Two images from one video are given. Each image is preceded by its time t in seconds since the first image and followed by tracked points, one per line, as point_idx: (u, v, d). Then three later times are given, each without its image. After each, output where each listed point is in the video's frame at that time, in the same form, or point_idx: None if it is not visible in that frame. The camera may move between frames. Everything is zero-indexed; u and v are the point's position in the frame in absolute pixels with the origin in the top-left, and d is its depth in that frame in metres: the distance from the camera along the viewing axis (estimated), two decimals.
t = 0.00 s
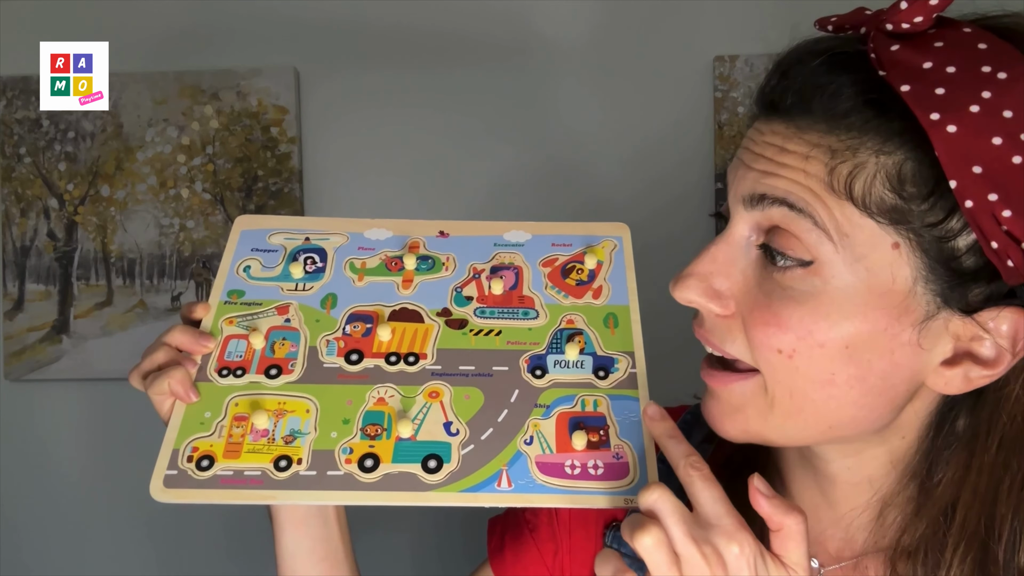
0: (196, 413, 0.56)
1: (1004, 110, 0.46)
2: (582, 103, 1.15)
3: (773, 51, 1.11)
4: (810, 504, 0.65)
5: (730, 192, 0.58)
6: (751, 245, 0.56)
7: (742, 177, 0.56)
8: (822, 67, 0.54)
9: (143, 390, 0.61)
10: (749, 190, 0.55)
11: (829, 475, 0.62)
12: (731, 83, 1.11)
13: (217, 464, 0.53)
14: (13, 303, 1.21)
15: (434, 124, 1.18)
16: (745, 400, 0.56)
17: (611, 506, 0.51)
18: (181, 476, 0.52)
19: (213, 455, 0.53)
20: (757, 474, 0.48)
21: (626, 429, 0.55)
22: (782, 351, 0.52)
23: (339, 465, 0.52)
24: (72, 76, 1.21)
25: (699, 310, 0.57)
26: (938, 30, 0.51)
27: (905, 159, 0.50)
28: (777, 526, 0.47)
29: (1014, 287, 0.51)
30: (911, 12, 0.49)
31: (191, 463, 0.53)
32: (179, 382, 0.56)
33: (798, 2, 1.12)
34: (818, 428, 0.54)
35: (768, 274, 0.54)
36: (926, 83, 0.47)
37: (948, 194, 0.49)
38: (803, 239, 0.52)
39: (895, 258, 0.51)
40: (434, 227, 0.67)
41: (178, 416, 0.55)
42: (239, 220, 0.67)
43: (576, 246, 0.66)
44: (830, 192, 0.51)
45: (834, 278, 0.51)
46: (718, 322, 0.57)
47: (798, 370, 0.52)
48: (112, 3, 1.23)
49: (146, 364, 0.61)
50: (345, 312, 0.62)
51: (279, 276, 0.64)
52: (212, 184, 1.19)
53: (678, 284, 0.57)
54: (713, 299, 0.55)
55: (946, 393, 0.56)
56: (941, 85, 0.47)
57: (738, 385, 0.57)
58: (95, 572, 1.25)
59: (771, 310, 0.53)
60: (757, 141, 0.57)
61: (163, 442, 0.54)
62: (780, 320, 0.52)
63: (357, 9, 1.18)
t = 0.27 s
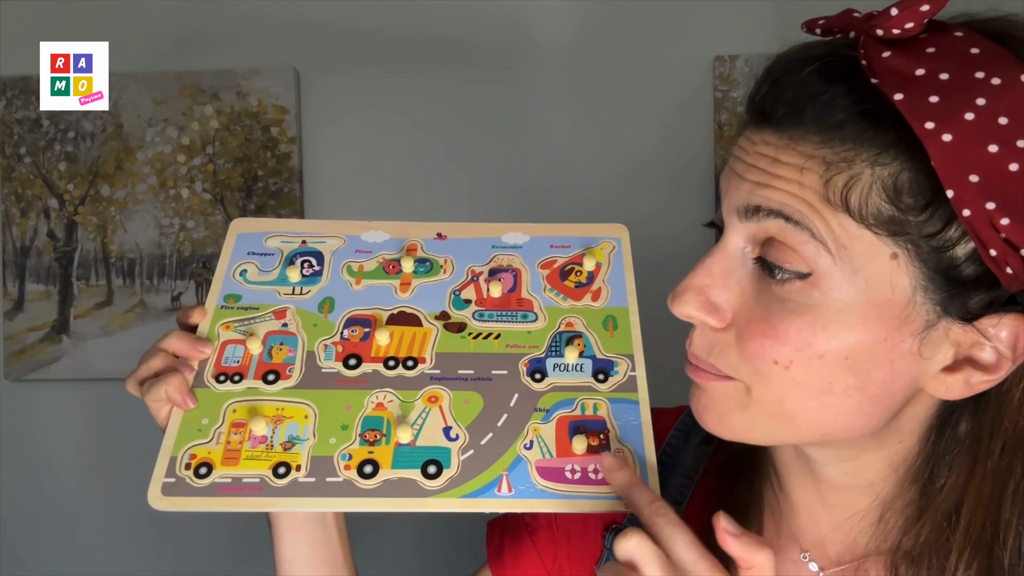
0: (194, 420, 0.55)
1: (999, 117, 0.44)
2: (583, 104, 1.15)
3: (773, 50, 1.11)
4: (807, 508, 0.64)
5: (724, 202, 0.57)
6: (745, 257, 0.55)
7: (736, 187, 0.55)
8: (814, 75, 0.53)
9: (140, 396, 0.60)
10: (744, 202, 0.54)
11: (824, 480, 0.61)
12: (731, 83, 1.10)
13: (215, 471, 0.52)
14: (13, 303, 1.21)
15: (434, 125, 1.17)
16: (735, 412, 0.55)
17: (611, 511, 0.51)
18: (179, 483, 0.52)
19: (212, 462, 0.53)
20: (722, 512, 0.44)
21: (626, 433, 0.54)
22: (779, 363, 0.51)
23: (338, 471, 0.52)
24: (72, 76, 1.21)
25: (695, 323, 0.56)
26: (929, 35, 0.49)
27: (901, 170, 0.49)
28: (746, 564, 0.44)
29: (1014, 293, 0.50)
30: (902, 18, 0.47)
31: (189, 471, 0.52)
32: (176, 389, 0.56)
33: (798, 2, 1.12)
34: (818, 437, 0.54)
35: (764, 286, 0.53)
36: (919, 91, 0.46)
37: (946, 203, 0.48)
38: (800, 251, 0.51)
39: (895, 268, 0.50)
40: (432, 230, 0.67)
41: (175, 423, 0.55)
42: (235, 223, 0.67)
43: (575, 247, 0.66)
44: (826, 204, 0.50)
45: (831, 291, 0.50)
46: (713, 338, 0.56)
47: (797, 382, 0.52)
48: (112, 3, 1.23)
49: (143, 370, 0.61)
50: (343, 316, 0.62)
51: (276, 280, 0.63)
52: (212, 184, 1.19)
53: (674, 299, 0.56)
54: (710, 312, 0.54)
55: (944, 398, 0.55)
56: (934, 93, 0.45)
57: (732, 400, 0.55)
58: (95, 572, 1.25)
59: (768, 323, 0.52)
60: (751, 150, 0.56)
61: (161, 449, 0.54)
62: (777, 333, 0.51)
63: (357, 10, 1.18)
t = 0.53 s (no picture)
0: (193, 422, 0.55)
1: None
2: (583, 104, 1.15)
3: (773, 50, 1.11)
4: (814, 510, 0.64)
5: (790, 187, 0.55)
6: (826, 240, 0.53)
7: (814, 167, 0.53)
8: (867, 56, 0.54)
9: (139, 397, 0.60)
10: (835, 178, 0.52)
11: (832, 481, 0.61)
12: (731, 83, 1.10)
13: (213, 474, 0.53)
14: (13, 303, 1.21)
15: (434, 125, 1.17)
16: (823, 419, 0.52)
17: (606, 516, 0.51)
18: (178, 485, 0.52)
19: (210, 464, 0.53)
20: (606, 535, 0.49)
21: (627, 439, 0.54)
22: (896, 351, 0.50)
23: (336, 475, 0.53)
24: (71, 76, 1.21)
25: (776, 327, 0.52)
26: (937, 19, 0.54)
27: (987, 133, 0.52)
28: None
29: None
30: None
31: (187, 473, 0.53)
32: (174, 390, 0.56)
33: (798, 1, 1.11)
34: (904, 429, 0.53)
35: (865, 267, 0.52)
36: (980, 61, 0.50)
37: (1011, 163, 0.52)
38: (911, 222, 0.50)
39: (988, 230, 0.52)
40: (432, 231, 0.67)
41: (174, 424, 0.55)
42: (236, 223, 0.67)
43: (576, 250, 0.66)
44: (934, 171, 0.51)
45: (941, 261, 0.50)
46: (799, 340, 0.52)
47: (904, 367, 0.50)
48: (112, 4, 1.23)
49: (142, 371, 0.61)
50: (342, 318, 0.62)
51: (276, 281, 0.63)
52: (212, 184, 1.18)
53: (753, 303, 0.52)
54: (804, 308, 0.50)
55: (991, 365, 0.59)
56: (992, 62, 0.50)
57: (813, 411, 0.52)
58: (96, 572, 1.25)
59: (878, 305, 0.50)
60: (814, 131, 0.55)
61: (159, 450, 0.54)
62: (894, 313, 0.50)
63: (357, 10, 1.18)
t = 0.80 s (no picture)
0: (196, 427, 0.56)
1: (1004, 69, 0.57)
2: (583, 105, 1.15)
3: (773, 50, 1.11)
4: (821, 517, 0.64)
5: (816, 181, 0.56)
6: (860, 228, 0.55)
7: (839, 160, 0.55)
8: (868, 46, 0.57)
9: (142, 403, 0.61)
10: (863, 167, 0.54)
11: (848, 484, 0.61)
12: (731, 83, 1.10)
13: (216, 478, 0.53)
14: (13, 303, 1.21)
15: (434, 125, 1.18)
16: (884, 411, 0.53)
17: (607, 515, 0.51)
18: (181, 490, 0.52)
19: (213, 469, 0.53)
20: (492, 501, 0.43)
21: (624, 438, 0.55)
22: (948, 328, 0.51)
23: (338, 477, 0.53)
24: (71, 76, 1.21)
25: (825, 323, 0.53)
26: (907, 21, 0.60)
27: (984, 112, 0.55)
28: (517, 557, 0.44)
29: None
30: None
31: (191, 478, 0.53)
32: (177, 395, 0.56)
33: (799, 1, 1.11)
34: (954, 412, 0.54)
35: (899, 248, 0.54)
36: (959, 49, 0.56)
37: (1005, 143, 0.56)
38: (940, 201, 0.53)
39: (996, 202, 0.56)
40: (431, 233, 0.67)
41: (177, 431, 0.55)
42: (236, 230, 0.67)
43: (573, 250, 0.66)
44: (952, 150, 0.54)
45: (968, 235, 0.54)
46: (851, 331, 0.52)
47: (958, 346, 0.52)
48: (113, 4, 1.23)
49: (145, 378, 0.61)
50: (342, 322, 0.62)
51: (276, 286, 0.64)
52: (212, 184, 1.19)
53: (805, 298, 0.53)
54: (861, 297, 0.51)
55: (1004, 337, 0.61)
56: (968, 50, 0.56)
57: (868, 410, 0.53)
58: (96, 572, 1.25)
59: (927, 283, 0.52)
60: (830, 124, 0.57)
61: (163, 457, 0.54)
62: (941, 290, 0.52)
63: (358, 10, 1.18)
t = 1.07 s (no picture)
0: (206, 425, 0.56)
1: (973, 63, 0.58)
2: (582, 105, 1.16)
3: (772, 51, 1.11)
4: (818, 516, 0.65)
5: (799, 176, 0.57)
6: (846, 220, 0.56)
7: (820, 154, 0.57)
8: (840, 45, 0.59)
9: (153, 403, 0.61)
10: (844, 161, 0.55)
11: (846, 480, 0.62)
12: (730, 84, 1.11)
13: (227, 475, 0.53)
14: (13, 303, 1.22)
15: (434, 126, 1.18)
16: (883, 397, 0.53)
17: (611, 510, 0.52)
18: (193, 488, 0.52)
19: (224, 466, 0.54)
20: (386, 491, 0.47)
21: (628, 435, 0.55)
22: (939, 312, 0.51)
23: (347, 474, 0.53)
24: (72, 76, 1.22)
25: (817, 314, 0.53)
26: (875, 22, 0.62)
27: (957, 102, 0.57)
28: (410, 542, 0.47)
29: None
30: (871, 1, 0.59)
31: (202, 475, 0.53)
32: (187, 395, 0.56)
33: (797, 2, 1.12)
34: (948, 398, 0.54)
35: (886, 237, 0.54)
36: (929, 46, 0.57)
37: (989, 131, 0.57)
38: (923, 189, 0.54)
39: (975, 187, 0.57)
40: (434, 236, 0.68)
41: (187, 430, 0.56)
42: (244, 231, 0.68)
43: (575, 252, 0.66)
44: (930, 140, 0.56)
45: (952, 222, 0.54)
46: (844, 321, 0.52)
47: (949, 330, 0.52)
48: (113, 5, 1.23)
49: (155, 378, 0.62)
50: (349, 323, 0.62)
51: (283, 288, 0.64)
52: (212, 184, 1.19)
53: (796, 289, 0.53)
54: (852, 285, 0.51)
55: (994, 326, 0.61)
56: (937, 46, 0.58)
57: (865, 395, 0.53)
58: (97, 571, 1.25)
59: (914, 269, 0.52)
60: (808, 123, 0.59)
61: (173, 455, 0.54)
62: (929, 275, 0.52)
63: (358, 11, 1.19)
